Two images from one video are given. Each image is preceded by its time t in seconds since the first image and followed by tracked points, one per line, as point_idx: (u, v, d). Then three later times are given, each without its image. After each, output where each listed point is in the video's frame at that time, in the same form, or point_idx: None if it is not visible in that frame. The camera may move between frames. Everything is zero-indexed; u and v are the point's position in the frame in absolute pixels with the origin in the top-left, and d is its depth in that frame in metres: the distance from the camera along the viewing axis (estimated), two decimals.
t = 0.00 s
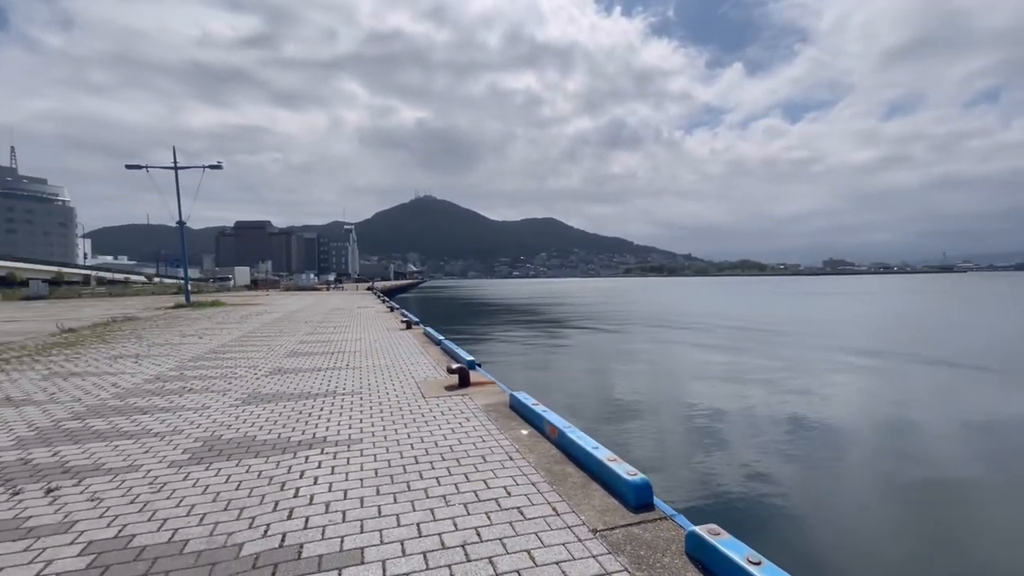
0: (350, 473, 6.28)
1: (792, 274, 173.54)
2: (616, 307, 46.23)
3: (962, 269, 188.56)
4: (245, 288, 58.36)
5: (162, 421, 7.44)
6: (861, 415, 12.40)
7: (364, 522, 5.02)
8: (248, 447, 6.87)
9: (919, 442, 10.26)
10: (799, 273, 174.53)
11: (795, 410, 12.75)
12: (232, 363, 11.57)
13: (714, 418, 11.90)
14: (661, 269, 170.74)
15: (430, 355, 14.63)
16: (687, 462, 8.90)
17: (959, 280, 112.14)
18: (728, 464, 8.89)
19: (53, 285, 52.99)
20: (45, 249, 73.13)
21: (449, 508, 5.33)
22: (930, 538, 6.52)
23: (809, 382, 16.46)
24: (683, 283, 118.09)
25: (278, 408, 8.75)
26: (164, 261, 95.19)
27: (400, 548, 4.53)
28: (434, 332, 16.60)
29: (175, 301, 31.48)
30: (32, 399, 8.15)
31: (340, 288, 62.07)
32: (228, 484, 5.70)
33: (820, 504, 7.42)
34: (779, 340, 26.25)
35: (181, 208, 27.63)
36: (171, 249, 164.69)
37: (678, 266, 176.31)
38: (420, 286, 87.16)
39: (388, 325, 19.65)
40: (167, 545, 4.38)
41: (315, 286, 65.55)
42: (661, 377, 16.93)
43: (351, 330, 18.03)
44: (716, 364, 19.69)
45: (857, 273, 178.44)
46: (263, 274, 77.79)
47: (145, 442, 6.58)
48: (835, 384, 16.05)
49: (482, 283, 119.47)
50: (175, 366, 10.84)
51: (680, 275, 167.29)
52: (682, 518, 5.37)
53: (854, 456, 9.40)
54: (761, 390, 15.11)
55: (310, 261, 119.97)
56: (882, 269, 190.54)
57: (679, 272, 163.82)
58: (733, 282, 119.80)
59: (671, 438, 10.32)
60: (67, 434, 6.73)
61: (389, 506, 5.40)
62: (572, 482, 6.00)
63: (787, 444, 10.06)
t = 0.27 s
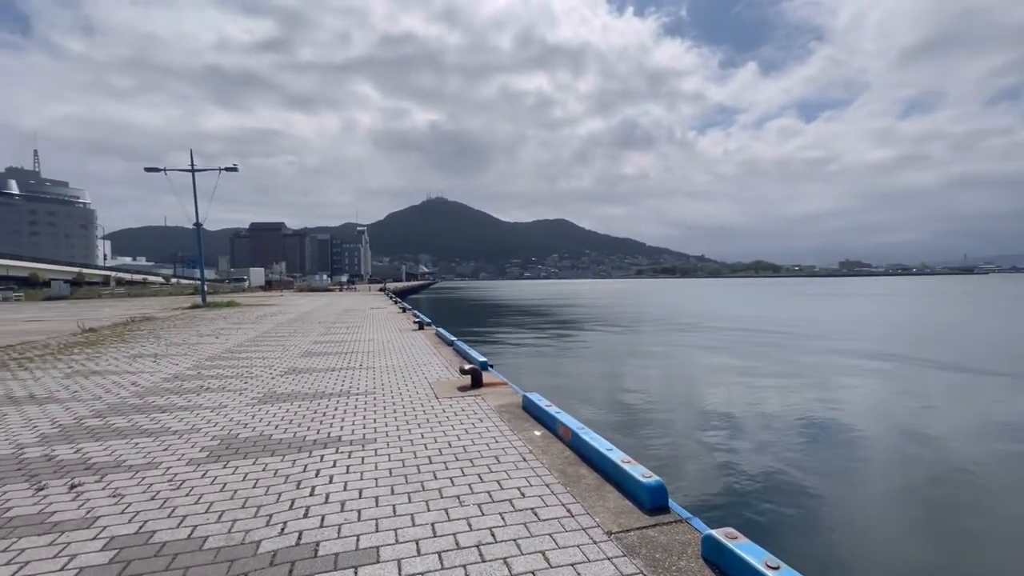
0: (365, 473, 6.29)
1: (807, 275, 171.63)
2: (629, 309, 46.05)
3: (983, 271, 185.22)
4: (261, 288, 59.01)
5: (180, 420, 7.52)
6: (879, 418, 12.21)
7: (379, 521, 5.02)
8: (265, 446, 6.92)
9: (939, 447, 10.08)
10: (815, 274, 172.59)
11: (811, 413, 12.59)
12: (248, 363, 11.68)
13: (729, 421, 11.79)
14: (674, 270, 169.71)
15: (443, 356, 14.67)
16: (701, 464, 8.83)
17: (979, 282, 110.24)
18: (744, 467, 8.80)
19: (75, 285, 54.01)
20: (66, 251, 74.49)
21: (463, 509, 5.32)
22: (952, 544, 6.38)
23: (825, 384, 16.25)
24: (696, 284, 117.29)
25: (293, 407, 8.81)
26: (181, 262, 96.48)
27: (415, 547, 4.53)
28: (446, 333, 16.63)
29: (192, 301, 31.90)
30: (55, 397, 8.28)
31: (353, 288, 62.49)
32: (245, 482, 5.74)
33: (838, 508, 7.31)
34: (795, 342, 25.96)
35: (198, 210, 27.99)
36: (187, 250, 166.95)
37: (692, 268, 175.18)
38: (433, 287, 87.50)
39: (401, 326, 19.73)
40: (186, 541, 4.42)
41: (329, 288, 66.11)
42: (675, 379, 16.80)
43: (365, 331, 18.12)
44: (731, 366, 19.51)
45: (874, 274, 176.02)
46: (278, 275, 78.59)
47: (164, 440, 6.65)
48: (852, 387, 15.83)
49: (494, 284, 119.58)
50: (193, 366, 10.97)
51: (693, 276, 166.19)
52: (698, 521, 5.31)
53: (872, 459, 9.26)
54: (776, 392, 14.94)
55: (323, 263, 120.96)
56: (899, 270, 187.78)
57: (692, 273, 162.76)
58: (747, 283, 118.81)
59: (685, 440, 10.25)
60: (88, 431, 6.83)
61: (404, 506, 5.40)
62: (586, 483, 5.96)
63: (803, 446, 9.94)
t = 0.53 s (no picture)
0: (373, 473, 6.30)
1: (816, 277, 170.58)
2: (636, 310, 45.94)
3: (994, 272, 183.45)
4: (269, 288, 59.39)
5: (191, 419, 7.57)
6: (889, 420, 12.10)
7: (388, 521, 5.02)
8: (274, 445, 6.93)
9: (951, 449, 9.97)
10: (824, 276, 171.50)
11: (820, 415, 12.50)
12: (257, 363, 11.74)
13: (737, 423, 11.72)
14: (681, 272, 169.09)
15: (450, 356, 14.68)
16: (709, 466, 8.78)
17: (991, 283, 109.22)
18: (752, 468, 8.75)
19: (86, 285, 54.60)
20: (78, 251, 75.30)
21: (472, 509, 5.31)
22: (965, 547, 6.30)
23: (834, 386, 16.13)
24: (704, 285, 116.93)
25: (302, 407, 8.84)
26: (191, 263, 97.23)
27: (424, 547, 4.52)
28: (453, 334, 16.65)
29: (201, 301, 32.13)
30: (67, 395, 8.35)
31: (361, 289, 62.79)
32: (255, 481, 5.75)
33: (849, 510, 7.24)
34: (803, 344, 25.79)
35: (208, 210, 28.20)
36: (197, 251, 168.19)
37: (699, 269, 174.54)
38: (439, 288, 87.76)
39: (408, 326, 19.78)
40: (197, 539, 4.44)
41: (337, 288, 66.43)
42: (682, 380, 16.71)
43: (372, 331, 18.17)
44: (739, 367, 19.40)
45: (883, 276, 174.70)
46: (286, 275, 79.11)
47: (174, 439, 6.68)
48: (861, 389, 15.71)
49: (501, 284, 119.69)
50: (202, 365, 11.03)
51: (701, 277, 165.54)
52: (707, 523, 5.27)
53: (883, 462, 9.17)
54: (785, 394, 14.85)
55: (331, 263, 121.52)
56: (910, 271, 186.27)
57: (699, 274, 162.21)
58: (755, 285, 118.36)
59: (693, 441, 10.20)
60: (100, 430, 6.87)
61: (413, 506, 5.39)
62: (594, 485, 5.94)
63: (812, 448, 9.87)
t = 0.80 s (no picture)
0: (375, 473, 6.28)
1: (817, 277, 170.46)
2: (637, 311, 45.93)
3: (996, 273, 183.09)
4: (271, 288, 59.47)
5: (192, 418, 7.56)
6: (890, 421, 12.08)
7: (389, 521, 5.00)
8: (276, 445, 6.92)
9: (952, 450, 9.95)
10: (825, 276, 171.44)
11: (821, 416, 12.49)
12: (258, 363, 11.74)
13: (739, 423, 11.70)
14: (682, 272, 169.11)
15: (451, 356, 14.68)
16: (710, 466, 8.78)
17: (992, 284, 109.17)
18: (753, 469, 8.74)
19: (89, 285, 54.73)
20: (80, 251, 75.43)
21: (474, 509, 5.29)
22: (966, 549, 6.28)
23: (835, 387, 16.11)
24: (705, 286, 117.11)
25: (303, 407, 8.83)
26: (193, 263, 96.81)
27: (426, 547, 4.50)
28: (454, 334, 16.65)
29: (203, 301, 32.17)
30: (69, 395, 8.35)
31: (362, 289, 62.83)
32: (256, 482, 5.74)
33: (850, 511, 7.21)
34: (804, 345, 25.77)
35: (210, 211, 28.23)
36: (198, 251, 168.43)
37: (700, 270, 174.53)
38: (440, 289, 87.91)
39: (409, 326, 19.79)
40: (199, 539, 4.42)
41: (338, 288, 66.52)
42: (683, 381, 16.71)
43: (373, 332, 18.16)
44: (740, 368, 19.40)
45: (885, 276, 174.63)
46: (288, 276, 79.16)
47: (176, 439, 6.67)
48: (862, 390, 15.69)
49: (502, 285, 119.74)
50: (204, 365, 11.03)
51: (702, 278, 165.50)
52: (709, 524, 5.25)
53: (884, 463, 9.16)
54: (786, 395, 14.84)
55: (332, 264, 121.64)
56: (911, 272, 186.17)
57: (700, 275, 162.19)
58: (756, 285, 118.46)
59: (695, 442, 10.19)
60: (101, 429, 6.86)
61: (414, 506, 5.38)
62: (596, 485, 5.92)
63: (813, 449, 9.86)
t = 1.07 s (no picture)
0: (369, 473, 6.26)
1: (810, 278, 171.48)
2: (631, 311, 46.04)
3: (986, 274, 184.69)
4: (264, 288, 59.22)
5: (184, 419, 7.50)
6: (881, 421, 12.16)
7: (384, 521, 4.98)
8: (269, 446, 6.87)
9: (943, 450, 10.01)
10: (817, 277, 172.51)
11: (814, 416, 12.54)
12: (251, 363, 11.67)
13: (732, 423, 11.72)
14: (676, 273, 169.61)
15: (445, 356, 14.66)
16: (704, 467, 8.79)
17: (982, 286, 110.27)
18: (746, 469, 8.76)
19: (78, 285, 54.25)
20: (70, 250, 74.71)
21: (468, 510, 5.27)
22: (956, 548, 6.32)
23: (828, 387, 16.20)
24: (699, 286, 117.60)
25: (296, 407, 8.79)
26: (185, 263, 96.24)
27: (421, 548, 4.48)
28: (448, 334, 16.62)
29: (195, 301, 31.97)
30: (59, 396, 8.27)
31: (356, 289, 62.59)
32: (249, 482, 5.70)
33: (842, 511, 7.25)
34: (797, 345, 25.90)
35: (202, 210, 28.05)
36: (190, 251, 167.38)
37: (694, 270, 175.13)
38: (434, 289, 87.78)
39: (403, 326, 19.73)
40: (191, 540, 4.39)
41: (332, 288, 66.24)
42: (677, 381, 16.74)
43: (367, 332, 18.10)
44: (733, 368, 19.47)
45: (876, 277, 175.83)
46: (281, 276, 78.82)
47: (168, 440, 6.62)
48: (854, 390, 15.77)
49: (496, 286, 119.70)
50: (196, 365, 10.96)
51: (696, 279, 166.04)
52: (703, 524, 5.26)
53: (876, 463, 9.21)
54: (778, 395, 14.90)
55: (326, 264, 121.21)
56: (902, 273, 187.61)
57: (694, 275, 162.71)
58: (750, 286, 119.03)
59: (688, 442, 10.20)
60: (92, 430, 6.80)
61: (409, 506, 5.36)
62: (590, 485, 5.92)
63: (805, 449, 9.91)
